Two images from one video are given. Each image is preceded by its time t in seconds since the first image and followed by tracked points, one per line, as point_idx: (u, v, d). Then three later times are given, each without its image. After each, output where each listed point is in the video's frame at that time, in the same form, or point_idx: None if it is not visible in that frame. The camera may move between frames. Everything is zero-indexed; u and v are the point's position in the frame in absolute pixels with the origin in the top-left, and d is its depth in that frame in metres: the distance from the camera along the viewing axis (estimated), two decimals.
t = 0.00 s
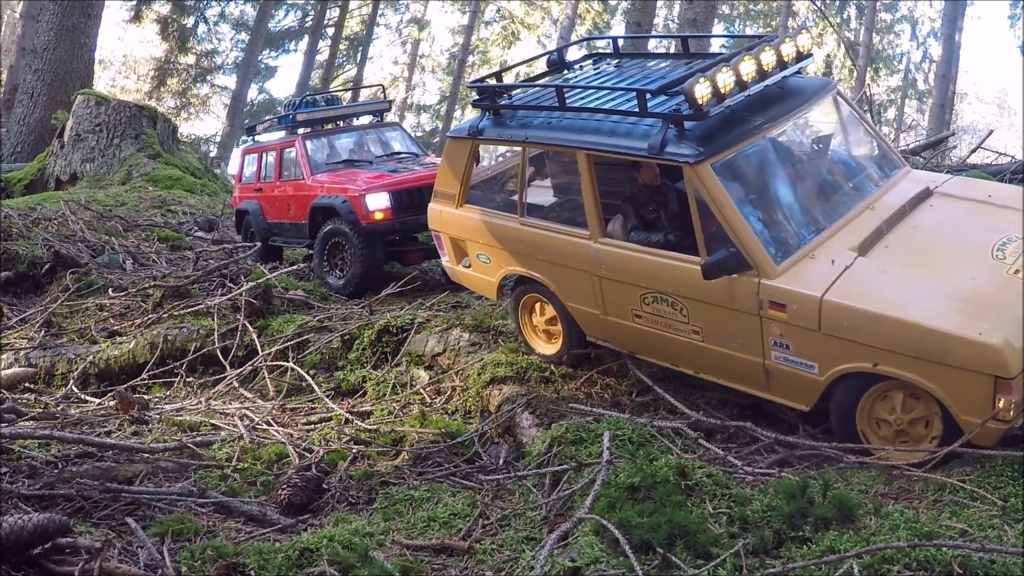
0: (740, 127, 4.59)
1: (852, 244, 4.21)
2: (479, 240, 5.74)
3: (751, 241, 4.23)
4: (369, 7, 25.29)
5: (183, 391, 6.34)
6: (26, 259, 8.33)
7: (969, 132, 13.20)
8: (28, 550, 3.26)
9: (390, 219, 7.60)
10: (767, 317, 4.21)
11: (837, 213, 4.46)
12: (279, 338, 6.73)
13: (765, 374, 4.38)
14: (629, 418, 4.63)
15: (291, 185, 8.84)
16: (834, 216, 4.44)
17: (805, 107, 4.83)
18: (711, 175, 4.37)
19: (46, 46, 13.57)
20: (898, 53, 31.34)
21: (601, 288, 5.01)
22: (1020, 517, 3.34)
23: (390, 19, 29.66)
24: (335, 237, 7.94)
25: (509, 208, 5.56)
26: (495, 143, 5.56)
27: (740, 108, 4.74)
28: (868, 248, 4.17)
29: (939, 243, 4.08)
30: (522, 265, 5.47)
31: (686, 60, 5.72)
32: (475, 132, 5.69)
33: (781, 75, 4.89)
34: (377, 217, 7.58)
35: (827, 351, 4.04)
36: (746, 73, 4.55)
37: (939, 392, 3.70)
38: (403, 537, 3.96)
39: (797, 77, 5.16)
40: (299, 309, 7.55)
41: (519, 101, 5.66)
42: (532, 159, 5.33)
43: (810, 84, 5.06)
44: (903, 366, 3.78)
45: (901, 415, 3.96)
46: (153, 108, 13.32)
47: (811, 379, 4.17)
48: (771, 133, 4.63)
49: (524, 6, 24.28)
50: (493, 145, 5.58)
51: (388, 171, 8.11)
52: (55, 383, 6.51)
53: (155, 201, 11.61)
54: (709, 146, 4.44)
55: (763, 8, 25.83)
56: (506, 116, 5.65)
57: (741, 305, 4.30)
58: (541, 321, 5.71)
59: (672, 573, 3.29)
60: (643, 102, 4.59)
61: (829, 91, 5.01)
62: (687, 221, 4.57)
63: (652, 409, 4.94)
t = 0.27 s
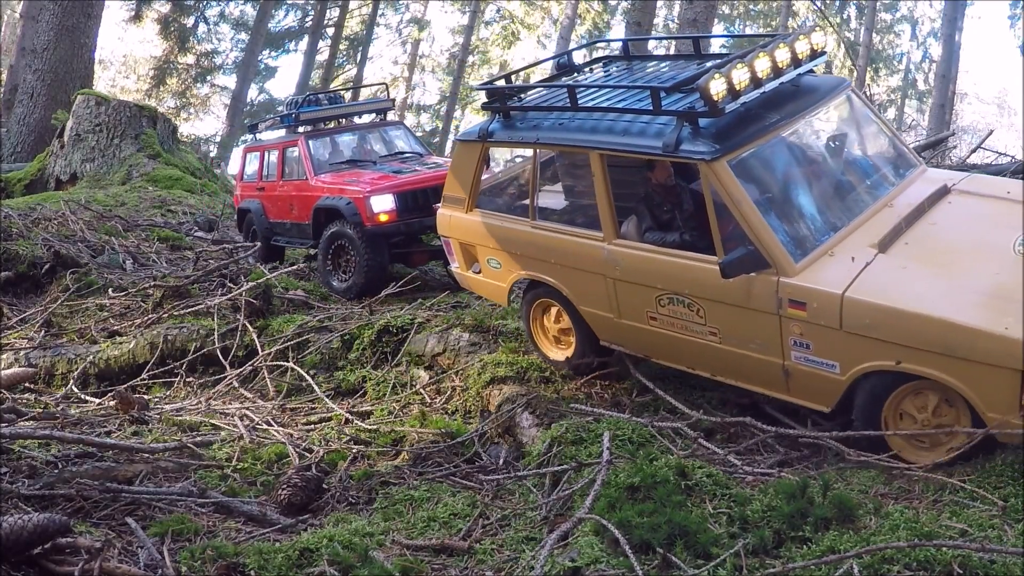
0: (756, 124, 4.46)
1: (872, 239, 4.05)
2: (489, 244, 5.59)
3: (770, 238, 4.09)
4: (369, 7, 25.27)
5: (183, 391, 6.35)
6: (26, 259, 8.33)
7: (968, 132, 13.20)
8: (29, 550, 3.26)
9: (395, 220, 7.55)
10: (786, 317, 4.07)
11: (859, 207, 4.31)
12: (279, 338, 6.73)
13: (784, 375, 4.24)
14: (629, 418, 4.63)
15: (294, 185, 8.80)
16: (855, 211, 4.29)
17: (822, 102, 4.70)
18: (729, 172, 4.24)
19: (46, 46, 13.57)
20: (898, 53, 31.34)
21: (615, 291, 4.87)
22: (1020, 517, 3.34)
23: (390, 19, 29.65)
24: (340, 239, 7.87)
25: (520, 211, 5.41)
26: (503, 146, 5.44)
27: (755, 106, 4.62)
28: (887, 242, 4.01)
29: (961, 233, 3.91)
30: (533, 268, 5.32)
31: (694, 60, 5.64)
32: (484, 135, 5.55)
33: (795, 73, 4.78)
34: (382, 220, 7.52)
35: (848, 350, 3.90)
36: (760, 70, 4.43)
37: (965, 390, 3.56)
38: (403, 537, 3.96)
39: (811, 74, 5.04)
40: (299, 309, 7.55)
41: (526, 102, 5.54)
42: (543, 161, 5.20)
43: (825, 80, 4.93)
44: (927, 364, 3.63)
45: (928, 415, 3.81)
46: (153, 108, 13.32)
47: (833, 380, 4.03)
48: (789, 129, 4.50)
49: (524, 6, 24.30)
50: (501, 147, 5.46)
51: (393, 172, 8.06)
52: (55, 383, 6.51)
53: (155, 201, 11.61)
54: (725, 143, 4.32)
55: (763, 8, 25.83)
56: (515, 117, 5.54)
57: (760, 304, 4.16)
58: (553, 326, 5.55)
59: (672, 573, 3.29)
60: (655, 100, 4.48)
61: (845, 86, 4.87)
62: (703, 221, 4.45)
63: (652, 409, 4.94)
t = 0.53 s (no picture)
0: (760, 124, 4.46)
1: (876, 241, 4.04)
2: (492, 245, 5.58)
3: (774, 238, 4.08)
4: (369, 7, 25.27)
5: (183, 391, 6.35)
6: (26, 259, 8.33)
7: (969, 132, 13.20)
8: (29, 550, 3.25)
9: (404, 222, 7.52)
10: (790, 317, 4.05)
11: (862, 209, 4.30)
12: (279, 338, 6.73)
13: (788, 376, 4.22)
14: (629, 418, 4.63)
15: (299, 187, 8.77)
16: (859, 212, 4.29)
17: (826, 102, 4.70)
18: (732, 171, 4.24)
19: (46, 46, 13.57)
20: (898, 53, 31.35)
21: (618, 291, 4.85)
22: (1020, 517, 3.34)
23: (390, 19, 29.65)
24: (347, 244, 7.80)
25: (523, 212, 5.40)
26: (505, 146, 5.43)
27: (758, 105, 4.62)
28: (892, 244, 4.00)
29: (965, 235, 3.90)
30: (535, 269, 5.31)
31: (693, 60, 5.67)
32: (487, 136, 5.54)
33: (798, 73, 4.77)
34: (391, 222, 7.47)
35: (852, 350, 3.88)
36: (764, 70, 4.43)
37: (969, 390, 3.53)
38: (403, 537, 3.96)
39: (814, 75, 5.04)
40: (299, 309, 7.56)
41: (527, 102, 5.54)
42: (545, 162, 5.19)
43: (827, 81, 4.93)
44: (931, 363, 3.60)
45: (935, 416, 3.77)
46: (153, 108, 13.32)
47: (837, 380, 4.00)
48: (792, 129, 4.50)
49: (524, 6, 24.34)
50: (503, 148, 5.46)
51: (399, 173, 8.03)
52: (55, 383, 6.52)
53: (155, 201, 11.61)
54: (729, 143, 4.31)
55: (763, 7, 25.83)
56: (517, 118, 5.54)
57: (764, 305, 4.15)
58: (556, 327, 5.53)
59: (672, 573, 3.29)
60: (659, 100, 4.48)
61: (848, 87, 4.87)
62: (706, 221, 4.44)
63: (652, 408, 4.94)
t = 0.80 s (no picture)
0: (763, 124, 4.46)
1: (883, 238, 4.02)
2: (493, 247, 5.57)
3: (778, 237, 4.08)
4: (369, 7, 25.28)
5: (183, 391, 6.35)
6: (26, 259, 8.33)
7: (969, 132, 13.20)
8: (29, 550, 3.25)
9: (415, 222, 7.51)
10: (795, 316, 4.05)
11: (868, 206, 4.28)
12: (279, 338, 6.73)
13: (793, 375, 4.21)
14: (629, 418, 4.63)
15: (307, 185, 8.77)
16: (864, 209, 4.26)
17: (829, 101, 4.70)
18: (736, 170, 4.26)
19: (46, 46, 13.57)
20: (898, 53, 31.35)
21: (621, 292, 4.84)
22: (1020, 517, 3.35)
23: (390, 19, 29.64)
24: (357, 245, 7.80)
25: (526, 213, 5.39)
26: (508, 146, 5.43)
27: (761, 104, 4.63)
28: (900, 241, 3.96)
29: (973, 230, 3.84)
30: (538, 270, 5.30)
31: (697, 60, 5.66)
32: (489, 136, 5.54)
33: (801, 73, 4.77)
34: (402, 221, 7.47)
35: (858, 349, 3.87)
36: (767, 69, 4.44)
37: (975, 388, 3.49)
38: (403, 537, 3.96)
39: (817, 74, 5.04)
40: (298, 309, 7.56)
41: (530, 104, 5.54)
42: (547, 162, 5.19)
43: (830, 80, 4.93)
44: (937, 362, 3.58)
45: (943, 415, 3.75)
46: (153, 108, 13.32)
47: (842, 380, 4.00)
48: (796, 128, 4.50)
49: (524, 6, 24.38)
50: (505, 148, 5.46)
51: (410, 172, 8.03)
52: (55, 383, 6.52)
53: (155, 201, 11.61)
54: (732, 142, 4.32)
55: (763, 7, 25.84)
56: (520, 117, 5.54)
57: (768, 304, 4.15)
58: (559, 328, 5.47)
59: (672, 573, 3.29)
60: (662, 100, 4.49)
61: (852, 86, 4.87)
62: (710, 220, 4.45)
63: (652, 408, 4.94)
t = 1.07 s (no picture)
0: (772, 120, 4.45)
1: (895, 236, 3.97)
2: (498, 250, 5.54)
3: (789, 235, 4.05)
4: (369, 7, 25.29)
5: (183, 391, 6.35)
6: (26, 259, 8.33)
7: (969, 132, 13.21)
8: (29, 550, 3.25)
9: (428, 224, 7.49)
10: (807, 315, 4.00)
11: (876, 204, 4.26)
12: (279, 338, 6.72)
13: (805, 375, 4.16)
14: (629, 418, 4.63)
15: (316, 185, 8.74)
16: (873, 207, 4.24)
17: (837, 99, 4.68)
18: (744, 167, 4.21)
19: (46, 46, 13.57)
20: (898, 53, 31.36)
21: (629, 293, 4.81)
22: (1020, 517, 3.35)
23: (390, 19, 29.64)
24: (366, 248, 7.80)
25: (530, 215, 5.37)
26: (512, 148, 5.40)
27: (769, 102, 4.60)
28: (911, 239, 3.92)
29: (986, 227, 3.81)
30: (543, 273, 5.27)
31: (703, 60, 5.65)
32: (493, 138, 5.51)
33: (807, 70, 4.78)
34: (416, 223, 7.45)
35: (872, 347, 3.81)
36: (775, 66, 4.41)
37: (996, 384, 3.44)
38: (403, 537, 3.96)
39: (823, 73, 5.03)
40: (298, 309, 7.56)
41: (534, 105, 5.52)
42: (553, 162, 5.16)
43: (836, 78, 4.92)
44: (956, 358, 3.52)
45: (963, 415, 3.68)
46: (153, 108, 13.32)
47: (856, 379, 3.94)
48: (805, 125, 4.47)
49: (525, 6, 24.39)
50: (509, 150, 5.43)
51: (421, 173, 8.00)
52: (55, 383, 6.52)
53: (155, 201, 11.61)
54: (742, 139, 4.29)
55: (762, 7, 25.86)
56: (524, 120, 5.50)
57: (780, 302, 4.10)
58: (566, 333, 5.47)
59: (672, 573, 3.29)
60: (670, 97, 4.46)
61: (858, 84, 4.86)
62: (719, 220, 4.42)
63: (652, 409, 4.94)
